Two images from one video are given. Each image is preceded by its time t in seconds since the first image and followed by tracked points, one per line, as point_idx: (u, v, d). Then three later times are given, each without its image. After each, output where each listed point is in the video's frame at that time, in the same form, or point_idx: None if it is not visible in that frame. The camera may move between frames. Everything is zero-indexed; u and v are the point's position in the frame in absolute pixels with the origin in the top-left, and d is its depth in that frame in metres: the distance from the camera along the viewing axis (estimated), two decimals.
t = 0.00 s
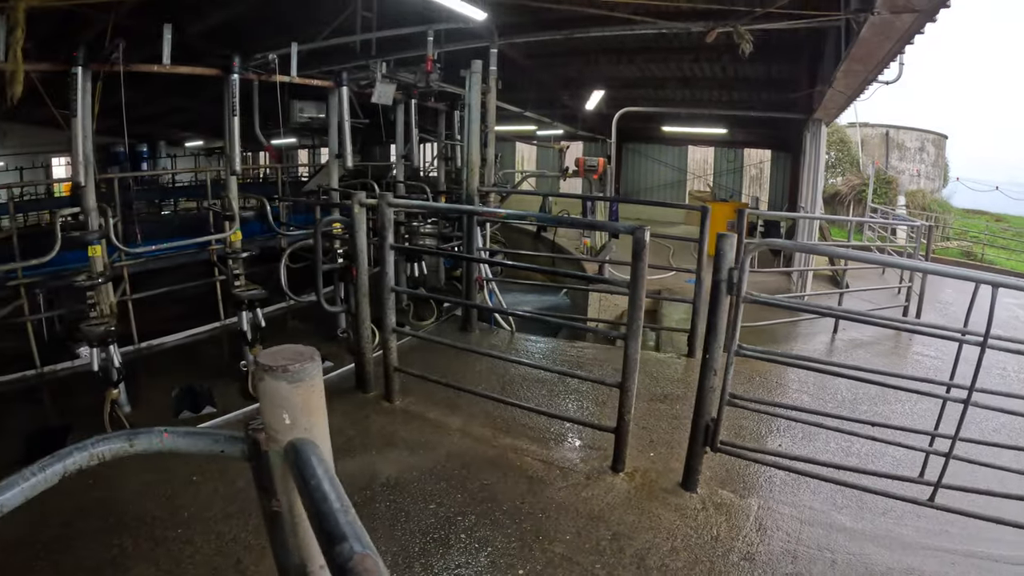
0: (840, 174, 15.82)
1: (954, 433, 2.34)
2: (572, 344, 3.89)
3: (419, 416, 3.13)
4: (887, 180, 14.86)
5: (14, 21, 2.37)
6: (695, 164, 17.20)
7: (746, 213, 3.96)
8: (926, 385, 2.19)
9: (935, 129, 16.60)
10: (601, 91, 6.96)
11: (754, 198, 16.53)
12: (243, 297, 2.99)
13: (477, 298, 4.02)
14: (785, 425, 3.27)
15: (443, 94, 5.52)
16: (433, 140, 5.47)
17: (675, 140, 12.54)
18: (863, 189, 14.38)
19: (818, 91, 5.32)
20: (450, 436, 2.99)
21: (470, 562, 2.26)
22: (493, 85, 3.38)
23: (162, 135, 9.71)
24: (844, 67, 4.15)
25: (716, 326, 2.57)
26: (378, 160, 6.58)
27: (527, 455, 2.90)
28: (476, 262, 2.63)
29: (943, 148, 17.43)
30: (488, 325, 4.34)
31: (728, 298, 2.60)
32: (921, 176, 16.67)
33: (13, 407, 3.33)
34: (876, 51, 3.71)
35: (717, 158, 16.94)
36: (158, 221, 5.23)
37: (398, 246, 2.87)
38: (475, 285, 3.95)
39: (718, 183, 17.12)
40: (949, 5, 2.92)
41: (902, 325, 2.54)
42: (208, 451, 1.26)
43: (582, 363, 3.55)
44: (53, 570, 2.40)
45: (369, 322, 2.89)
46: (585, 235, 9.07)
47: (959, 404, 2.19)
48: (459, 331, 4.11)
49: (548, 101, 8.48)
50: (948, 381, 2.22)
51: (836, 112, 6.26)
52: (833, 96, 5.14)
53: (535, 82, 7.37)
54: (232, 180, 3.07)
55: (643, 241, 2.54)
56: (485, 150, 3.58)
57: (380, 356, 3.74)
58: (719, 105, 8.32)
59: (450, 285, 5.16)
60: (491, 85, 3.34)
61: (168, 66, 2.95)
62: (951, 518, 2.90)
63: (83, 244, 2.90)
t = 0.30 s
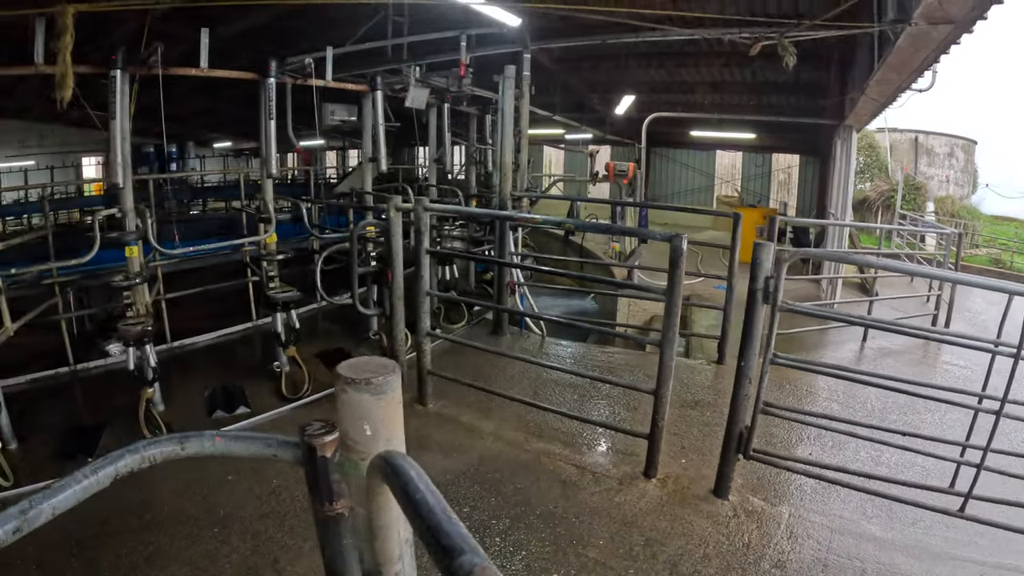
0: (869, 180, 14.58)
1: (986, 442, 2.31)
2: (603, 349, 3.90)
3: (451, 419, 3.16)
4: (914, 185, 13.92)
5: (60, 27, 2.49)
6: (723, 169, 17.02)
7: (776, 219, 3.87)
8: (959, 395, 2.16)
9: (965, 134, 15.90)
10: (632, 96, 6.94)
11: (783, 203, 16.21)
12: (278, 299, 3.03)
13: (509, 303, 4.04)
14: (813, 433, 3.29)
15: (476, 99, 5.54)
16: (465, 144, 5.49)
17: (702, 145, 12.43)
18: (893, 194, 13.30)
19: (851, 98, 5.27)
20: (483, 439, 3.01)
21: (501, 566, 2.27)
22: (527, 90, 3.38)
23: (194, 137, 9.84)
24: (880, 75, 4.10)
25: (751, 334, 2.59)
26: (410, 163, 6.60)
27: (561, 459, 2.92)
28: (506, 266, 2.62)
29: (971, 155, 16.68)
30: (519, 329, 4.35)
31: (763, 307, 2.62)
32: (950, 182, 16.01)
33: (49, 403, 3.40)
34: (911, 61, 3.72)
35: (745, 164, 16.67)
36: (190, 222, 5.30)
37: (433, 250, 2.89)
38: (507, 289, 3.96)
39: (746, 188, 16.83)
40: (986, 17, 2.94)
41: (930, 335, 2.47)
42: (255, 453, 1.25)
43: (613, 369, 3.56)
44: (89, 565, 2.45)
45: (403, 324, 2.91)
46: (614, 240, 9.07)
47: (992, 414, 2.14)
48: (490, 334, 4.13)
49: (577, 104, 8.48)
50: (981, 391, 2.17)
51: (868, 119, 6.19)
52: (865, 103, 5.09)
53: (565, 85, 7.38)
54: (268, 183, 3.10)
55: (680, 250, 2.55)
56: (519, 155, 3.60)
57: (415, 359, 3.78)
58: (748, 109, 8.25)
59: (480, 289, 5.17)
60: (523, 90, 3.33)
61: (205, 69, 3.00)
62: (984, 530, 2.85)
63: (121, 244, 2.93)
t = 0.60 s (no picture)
0: (896, 185, 14.49)
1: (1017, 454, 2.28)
2: (630, 355, 3.94)
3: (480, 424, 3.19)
4: (941, 191, 13.88)
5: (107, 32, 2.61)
6: (748, 174, 16.83)
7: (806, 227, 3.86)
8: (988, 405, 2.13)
9: (991, 140, 15.53)
10: (660, 102, 6.96)
11: (809, 210, 15.70)
12: (310, 302, 3.06)
13: (538, 309, 4.06)
14: (840, 442, 3.30)
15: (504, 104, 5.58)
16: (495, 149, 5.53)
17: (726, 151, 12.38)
18: (920, 201, 12.92)
19: (879, 106, 5.27)
20: (514, 444, 3.04)
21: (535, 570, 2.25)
22: (557, 96, 3.43)
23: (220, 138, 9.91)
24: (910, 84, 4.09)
25: (783, 344, 2.60)
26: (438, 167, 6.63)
27: (590, 465, 2.94)
28: (534, 272, 2.62)
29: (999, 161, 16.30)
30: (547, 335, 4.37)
31: (796, 316, 2.63)
32: (977, 189, 15.62)
33: (81, 402, 3.45)
34: (943, 71, 3.73)
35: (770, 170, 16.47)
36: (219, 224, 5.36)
37: (465, 255, 2.90)
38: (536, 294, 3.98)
39: (772, 194, 16.60)
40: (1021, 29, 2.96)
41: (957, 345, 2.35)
42: (309, 459, 1.26)
43: (643, 376, 3.58)
44: (124, 563, 2.48)
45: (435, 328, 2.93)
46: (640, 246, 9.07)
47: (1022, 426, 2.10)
48: (518, 339, 4.17)
49: (603, 109, 8.52)
50: (1010, 402, 2.13)
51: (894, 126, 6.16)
52: (894, 112, 5.06)
53: (594, 89, 7.42)
54: (301, 187, 3.13)
55: (715, 259, 2.56)
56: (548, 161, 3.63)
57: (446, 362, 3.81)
58: (775, 115, 8.22)
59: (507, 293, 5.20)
60: (553, 98, 3.42)
61: (241, 74, 3.03)
62: (1016, 543, 2.80)
63: (156, 247, 2.96)
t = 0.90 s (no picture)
0: (921, 192, 14.33)
1: None
2: (657, 361, 3.98)
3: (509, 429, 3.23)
4: (966, 199, 13.89)
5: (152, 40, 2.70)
6: (774, 181, 16.66)
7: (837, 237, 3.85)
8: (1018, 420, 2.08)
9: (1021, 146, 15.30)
10: (688, 108, 7.00)
11: (835, 216, 15.57)
12: (342, 307, 3.10)
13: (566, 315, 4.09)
14: (868, 451, 3.31)
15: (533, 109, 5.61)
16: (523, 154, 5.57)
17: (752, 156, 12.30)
18: (945, 207, 12.84)
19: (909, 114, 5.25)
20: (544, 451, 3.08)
21: (568, 575, 2.26)
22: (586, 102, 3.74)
23: (245, 138, 9.98)
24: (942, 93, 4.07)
25: (813, 354, 2.61)
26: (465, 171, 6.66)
27: (618, 473, 2.96)
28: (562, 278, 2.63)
29: None
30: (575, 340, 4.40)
31: (829, 327, 2.61)
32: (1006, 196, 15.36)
33: (111, 401, 3.50)
34: (976, 80, 3.71)
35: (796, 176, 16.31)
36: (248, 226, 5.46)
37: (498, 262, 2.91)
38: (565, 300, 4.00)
39: (798, 200, 16.40)
40: None
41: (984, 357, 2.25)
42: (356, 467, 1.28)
43: (671, 383, 3.59)
44: (155, 564, 2.51)
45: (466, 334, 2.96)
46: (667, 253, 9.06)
47: None
48: (547, 344, 4.20)
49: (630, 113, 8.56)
50: None
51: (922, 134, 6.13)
52: (924, 121, 5.02)
53: (621, 94, 7.48)
54: (334, 192, 3.16)
55: (748, 270, 2.57)
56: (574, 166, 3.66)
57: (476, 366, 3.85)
58: (801, 120, 8.19)
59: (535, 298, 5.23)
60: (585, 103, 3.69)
61: (274, 80, 3.02)
62: None
63: (190, 250, 2.99)
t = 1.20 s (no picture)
0: (949, 199, 14.11)
1: None
2: (683, 368, 3.99)
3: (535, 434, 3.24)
4: (995, 204, 13.64)
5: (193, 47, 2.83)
6: (801, 186, 16.55)
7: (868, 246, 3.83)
8: None
9: None
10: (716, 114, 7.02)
11: (863, 222, 15.36)
12: (373, 311, 3.13)
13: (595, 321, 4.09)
14: (896, 463, 3.30)
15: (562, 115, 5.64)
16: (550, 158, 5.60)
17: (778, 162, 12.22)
18: (974, 214, 12.64)
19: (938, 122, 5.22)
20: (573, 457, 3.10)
21: None
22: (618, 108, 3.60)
23: (272, 141, 10.09)
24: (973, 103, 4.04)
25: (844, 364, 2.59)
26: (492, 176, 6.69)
27: (647, 481, 2.98)
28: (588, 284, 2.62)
29: None
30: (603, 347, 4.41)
31: (861, 337, 2.58)
32: None
33: (142, 401, 3.56)
34: (1009, 91, 3.68)
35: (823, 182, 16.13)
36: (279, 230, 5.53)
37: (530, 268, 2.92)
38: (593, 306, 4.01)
39: (825, 206, 16.19)
40: None
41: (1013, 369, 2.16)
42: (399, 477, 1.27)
43: (700, 392, 3.60)
44: (186, 563, 2.55)
45: (496, 340, 2.97)
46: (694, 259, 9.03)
47: None
48: (574, 351, 4.22)
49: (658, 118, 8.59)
50: None
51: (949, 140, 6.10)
52: (954, 129, 4.97)
53: (649, 99, 7.53)
54: (365, 196, 3.18)
55: (781, 279, 2.55)
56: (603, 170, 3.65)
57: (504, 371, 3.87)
58: (828, 125, 8.15)
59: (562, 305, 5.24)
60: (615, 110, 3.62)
61: (306, 85, 3.06)
62: None
63: (223, 253, 3.01)
